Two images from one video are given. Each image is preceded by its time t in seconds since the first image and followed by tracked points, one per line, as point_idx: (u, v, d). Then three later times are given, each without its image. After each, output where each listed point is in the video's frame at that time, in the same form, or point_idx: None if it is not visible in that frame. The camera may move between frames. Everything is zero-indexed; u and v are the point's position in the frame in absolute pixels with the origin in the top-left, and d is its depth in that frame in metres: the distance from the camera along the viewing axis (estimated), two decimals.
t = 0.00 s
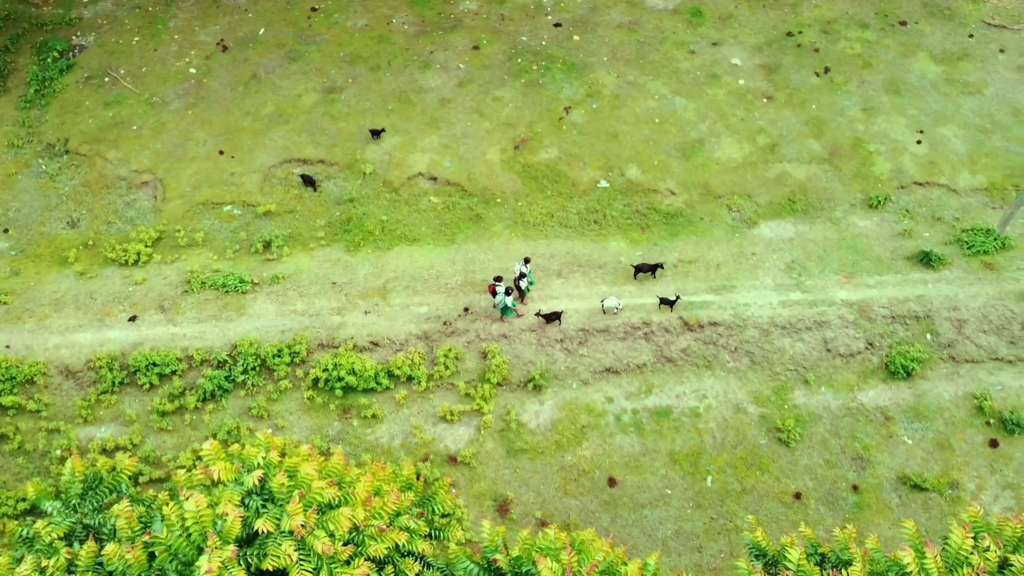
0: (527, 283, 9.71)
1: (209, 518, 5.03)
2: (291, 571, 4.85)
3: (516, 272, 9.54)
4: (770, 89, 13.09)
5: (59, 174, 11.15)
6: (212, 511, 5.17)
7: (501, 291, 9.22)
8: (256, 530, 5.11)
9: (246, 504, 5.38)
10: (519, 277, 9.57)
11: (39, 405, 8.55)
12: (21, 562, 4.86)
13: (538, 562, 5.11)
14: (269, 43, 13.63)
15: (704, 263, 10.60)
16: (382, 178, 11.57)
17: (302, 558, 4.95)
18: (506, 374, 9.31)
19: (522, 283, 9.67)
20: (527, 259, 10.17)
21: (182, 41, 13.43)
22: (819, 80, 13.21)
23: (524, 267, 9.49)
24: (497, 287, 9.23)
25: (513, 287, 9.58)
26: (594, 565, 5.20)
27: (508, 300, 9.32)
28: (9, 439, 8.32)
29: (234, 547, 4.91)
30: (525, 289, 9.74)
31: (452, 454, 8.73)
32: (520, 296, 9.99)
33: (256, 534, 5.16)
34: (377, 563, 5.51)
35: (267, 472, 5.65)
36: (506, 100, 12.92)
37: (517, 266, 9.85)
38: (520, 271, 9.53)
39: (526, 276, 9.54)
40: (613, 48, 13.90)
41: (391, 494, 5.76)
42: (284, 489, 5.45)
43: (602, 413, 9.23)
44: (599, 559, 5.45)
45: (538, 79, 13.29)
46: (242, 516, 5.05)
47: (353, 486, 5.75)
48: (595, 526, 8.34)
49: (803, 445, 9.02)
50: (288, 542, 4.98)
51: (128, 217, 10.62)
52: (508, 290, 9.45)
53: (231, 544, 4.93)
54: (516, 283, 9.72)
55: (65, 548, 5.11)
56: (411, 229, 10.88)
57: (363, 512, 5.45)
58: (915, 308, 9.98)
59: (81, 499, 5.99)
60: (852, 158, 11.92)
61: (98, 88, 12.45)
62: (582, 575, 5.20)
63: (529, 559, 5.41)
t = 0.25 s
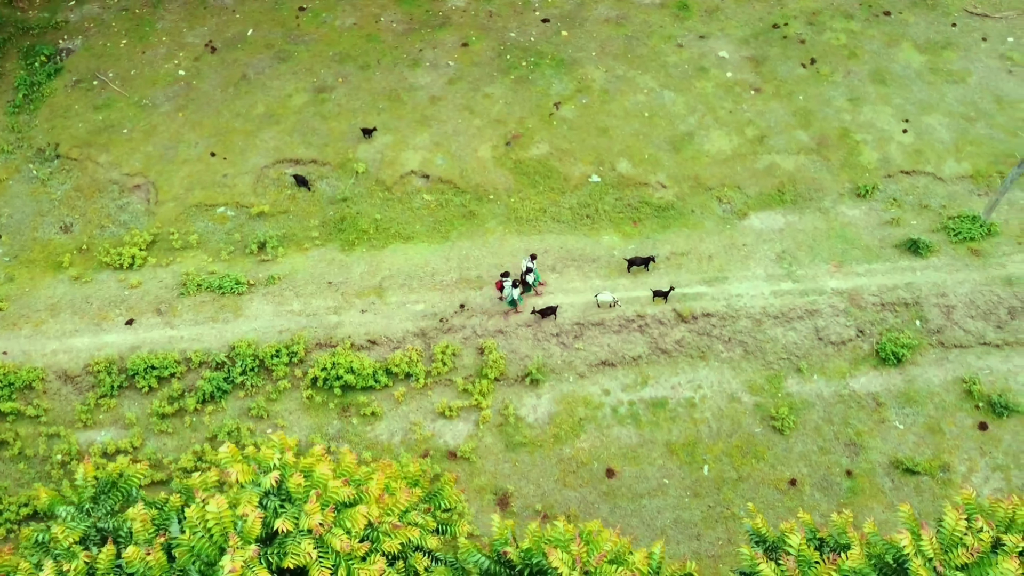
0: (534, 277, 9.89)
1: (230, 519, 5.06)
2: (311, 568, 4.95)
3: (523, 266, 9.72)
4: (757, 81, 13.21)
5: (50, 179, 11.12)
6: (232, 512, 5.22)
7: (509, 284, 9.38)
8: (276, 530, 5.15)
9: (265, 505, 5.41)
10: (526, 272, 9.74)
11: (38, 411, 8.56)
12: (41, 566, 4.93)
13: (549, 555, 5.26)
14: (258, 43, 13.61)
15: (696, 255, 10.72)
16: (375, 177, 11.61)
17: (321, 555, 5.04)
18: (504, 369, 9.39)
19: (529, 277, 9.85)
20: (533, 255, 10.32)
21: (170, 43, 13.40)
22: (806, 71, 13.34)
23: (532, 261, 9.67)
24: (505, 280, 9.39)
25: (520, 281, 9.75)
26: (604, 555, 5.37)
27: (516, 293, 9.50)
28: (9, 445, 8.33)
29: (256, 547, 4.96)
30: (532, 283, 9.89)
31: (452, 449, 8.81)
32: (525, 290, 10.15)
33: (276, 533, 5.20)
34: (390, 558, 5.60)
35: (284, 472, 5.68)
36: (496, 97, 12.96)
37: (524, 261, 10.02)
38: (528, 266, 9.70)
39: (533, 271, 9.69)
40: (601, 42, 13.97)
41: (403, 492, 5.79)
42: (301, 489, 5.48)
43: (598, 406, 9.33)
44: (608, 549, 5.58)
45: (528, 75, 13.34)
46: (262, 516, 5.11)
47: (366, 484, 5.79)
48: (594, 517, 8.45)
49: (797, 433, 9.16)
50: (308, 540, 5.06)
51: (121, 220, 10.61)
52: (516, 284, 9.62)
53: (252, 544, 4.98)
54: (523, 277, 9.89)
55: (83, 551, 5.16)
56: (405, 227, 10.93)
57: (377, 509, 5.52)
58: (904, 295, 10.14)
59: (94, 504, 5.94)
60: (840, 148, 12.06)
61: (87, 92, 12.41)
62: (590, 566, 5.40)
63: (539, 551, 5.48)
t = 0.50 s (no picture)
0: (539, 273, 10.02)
1: (246, 518, 5.09)
2: (327, 566, 4.99)
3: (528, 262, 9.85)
4: (747, 75, 13.30)
5: (43, 183, 11.10)
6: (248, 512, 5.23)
7: (514, 279, 9.54)
8: (291, 529, 5.18)
9: (280, 504, 5.40)
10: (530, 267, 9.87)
11: (38, 415, 8.57)
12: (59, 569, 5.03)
13: (559, 548, 5.27)
14: (248, 44, 13.60)
15: (689, 248, 10.82)
16: (369, 176, 11.64)
17: (336, 552, 5.09)
18: (501, 365, 9.46)
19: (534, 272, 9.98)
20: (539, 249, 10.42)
21: (160, 45, 13.38)
22: (795, 64, 13.45)
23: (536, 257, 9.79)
24: (509, 276, 9.55)
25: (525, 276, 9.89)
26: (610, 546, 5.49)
27: (520, 288, 9.65)
28: (9, 450, 8.34)
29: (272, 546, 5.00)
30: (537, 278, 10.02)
31: (452, 445, 8.88)
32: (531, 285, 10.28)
33: (291, 532, 5.23)
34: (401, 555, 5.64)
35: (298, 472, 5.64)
36: (488, 94, 13.00)
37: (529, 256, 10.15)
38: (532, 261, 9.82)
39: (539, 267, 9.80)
40: (591, 38, 14.03)
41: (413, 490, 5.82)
42: (315, 489, 5.47)
43: (596, 399, 9.41)
44: (615, 542, 5.69)
45: (519, 71, 13.39)
46: (278, 516, 5.12)
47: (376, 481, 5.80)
48: (594, 509, 8.55)
49: (792, 422, 9.28)
50: (323, 538, 5.11)
51: (116, 223, 10.60)
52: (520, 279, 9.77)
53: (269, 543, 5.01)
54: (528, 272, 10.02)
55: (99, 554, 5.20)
56: (400, 225, 10.97)
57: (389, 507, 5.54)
58: (895, 284, 10.28)
59: (105, 507, 5.72)
60: (830, 140, 12.17)
61: (78, 95, 12.38)
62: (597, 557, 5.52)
63: (547, 544, 5.52)
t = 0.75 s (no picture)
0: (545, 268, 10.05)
1: (265, 519, 5.18)
2: (345, 563, 5.07)
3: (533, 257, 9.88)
4: (736, 68, 13.40)
5: (36, 189, 11.09)
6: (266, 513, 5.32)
7: (520, 274, 9.56)
8: (309, 528, 5.25)
9: (296, 504, 5.47)
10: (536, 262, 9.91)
11: (39, 421, 8.59)
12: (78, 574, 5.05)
13: (568, 540, 5.40)
14: (238, 45, 13.60)
15: (682, 241, 10.93)
16: (362, 175, 11.68)
17: (353, 549, 5.16)
18: (499, 360, 9.54)
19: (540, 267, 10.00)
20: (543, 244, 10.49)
21: (149, 47, 13.38)
22: (783, 56, 13.56)
23: (541, 252, 9.83)
24: (516, 270, 9.57)
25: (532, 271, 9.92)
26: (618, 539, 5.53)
27: (527, 282, 9.66)
28: (11, 456, 8.36)
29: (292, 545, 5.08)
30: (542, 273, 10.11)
31: (452, 441, 8.96)
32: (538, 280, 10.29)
33: (309, 530, 5.30)
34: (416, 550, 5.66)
35: (313, 472, 5.69)
36: (479, 91, 13.04)
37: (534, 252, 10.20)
38: (537, 256, 9.87)
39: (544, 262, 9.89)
40: (581, 33, 14.09)
41: (425, 486, 5.84)
42: (330, 489, 5.53)
43: (593, 392, 9.51)
44: (621, 532, 5.68)
45: (509, 68, 13.43)
46: (296, 515, 5.20)
47: (389, 479, 5.79)
48: (594, 501, 8.66)
49: (787, 411, 9.42)
50: (340, 537, 5.16)
51: (110, 227, 10.60)
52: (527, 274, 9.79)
53: (288, 543, 5.09)
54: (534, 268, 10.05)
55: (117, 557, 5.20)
56: (395, 223, 11.01)
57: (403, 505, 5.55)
58: (886, 273, 10.42)
59: (117, 511, 5.77)
60: (818, 131, 12.30)
61: (68, 99, 12.37)
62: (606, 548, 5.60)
63: (556, 536, 5.61)
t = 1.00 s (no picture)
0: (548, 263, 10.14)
1: (279, 519, 5.14)
2: (359, 561, 5.04)
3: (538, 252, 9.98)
4: (727, 62, 13.48)
5: (29, 193, 11.09)
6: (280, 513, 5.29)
7: (523, 268, 9.67)
8: (322, 527, 5.23)
9: (309, 505, 5.46)
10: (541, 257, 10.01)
11: (39, 425, 8.59)
12: None
13: (575, 533, 5.51)
14: (230, 46, 13.62)
15: (677, 235, 11.01)
16: (357, 175, 11.70)
17: (367, 547, 5.15)
18: (497, 357, 9.61)
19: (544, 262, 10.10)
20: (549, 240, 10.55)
21: (140, 50, 13.41)
22: (773, 50, 13.64)
23: (546, 247, 9.92)
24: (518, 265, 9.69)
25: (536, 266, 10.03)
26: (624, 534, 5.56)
27: (531, 276, 9.77)
28: (11, 461, 8.37)
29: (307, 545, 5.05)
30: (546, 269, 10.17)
31: (452, 438, 9.02)
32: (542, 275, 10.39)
33: (322, 530, 5.28)
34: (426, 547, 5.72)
35: (324, 473, 5.70)
36: (472, 89, 13.08)
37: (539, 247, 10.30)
38: (541, 252, 9.96)
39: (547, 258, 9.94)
40: (572, 30, 14.13)
41: (433, 483, 5.95)
42: (342, 489, 5.56)
43: (591, 387, 9.59)
44: (627, 525, 5.76)
45: (502, 65, 13.47)
46: (310, 515, 5.19)
47: (397, 478, 5.91)
48: (594, 495, 8.73)
49: (783, 402, 9.52)
50: (353, 535, 5.17)
51: (105, 230, 10.60)
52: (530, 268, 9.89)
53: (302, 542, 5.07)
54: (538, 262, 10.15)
55: (130, 560, 5.23)
56: (391, 222, 11.05)
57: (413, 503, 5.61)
58: (878, 264, 10.55)
59: (127, 514, 5.81)
60: (809, 124, 12.40)
61: (60, 102, 12.41)
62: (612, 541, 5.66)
63: (563, 531, 5.68)
